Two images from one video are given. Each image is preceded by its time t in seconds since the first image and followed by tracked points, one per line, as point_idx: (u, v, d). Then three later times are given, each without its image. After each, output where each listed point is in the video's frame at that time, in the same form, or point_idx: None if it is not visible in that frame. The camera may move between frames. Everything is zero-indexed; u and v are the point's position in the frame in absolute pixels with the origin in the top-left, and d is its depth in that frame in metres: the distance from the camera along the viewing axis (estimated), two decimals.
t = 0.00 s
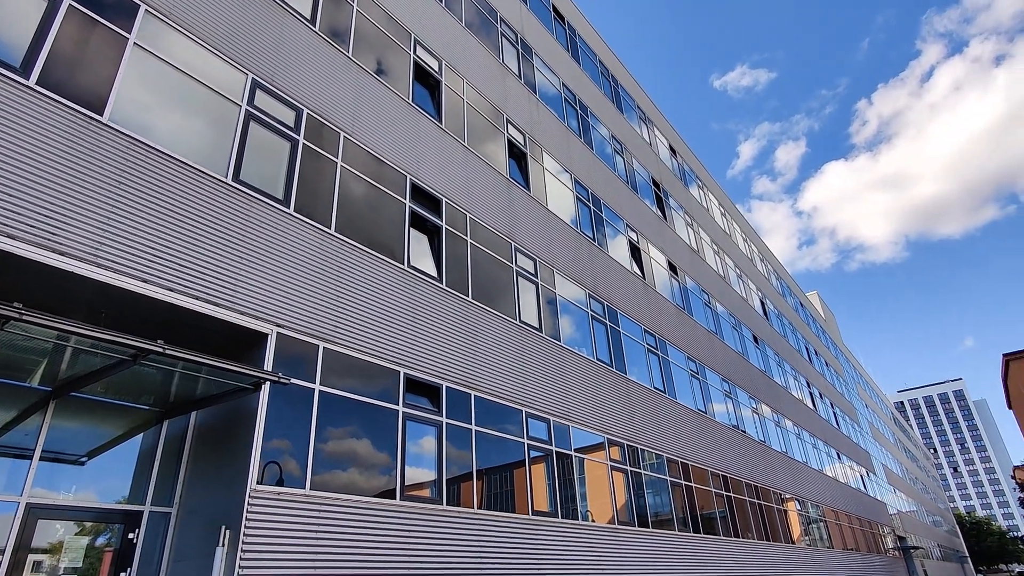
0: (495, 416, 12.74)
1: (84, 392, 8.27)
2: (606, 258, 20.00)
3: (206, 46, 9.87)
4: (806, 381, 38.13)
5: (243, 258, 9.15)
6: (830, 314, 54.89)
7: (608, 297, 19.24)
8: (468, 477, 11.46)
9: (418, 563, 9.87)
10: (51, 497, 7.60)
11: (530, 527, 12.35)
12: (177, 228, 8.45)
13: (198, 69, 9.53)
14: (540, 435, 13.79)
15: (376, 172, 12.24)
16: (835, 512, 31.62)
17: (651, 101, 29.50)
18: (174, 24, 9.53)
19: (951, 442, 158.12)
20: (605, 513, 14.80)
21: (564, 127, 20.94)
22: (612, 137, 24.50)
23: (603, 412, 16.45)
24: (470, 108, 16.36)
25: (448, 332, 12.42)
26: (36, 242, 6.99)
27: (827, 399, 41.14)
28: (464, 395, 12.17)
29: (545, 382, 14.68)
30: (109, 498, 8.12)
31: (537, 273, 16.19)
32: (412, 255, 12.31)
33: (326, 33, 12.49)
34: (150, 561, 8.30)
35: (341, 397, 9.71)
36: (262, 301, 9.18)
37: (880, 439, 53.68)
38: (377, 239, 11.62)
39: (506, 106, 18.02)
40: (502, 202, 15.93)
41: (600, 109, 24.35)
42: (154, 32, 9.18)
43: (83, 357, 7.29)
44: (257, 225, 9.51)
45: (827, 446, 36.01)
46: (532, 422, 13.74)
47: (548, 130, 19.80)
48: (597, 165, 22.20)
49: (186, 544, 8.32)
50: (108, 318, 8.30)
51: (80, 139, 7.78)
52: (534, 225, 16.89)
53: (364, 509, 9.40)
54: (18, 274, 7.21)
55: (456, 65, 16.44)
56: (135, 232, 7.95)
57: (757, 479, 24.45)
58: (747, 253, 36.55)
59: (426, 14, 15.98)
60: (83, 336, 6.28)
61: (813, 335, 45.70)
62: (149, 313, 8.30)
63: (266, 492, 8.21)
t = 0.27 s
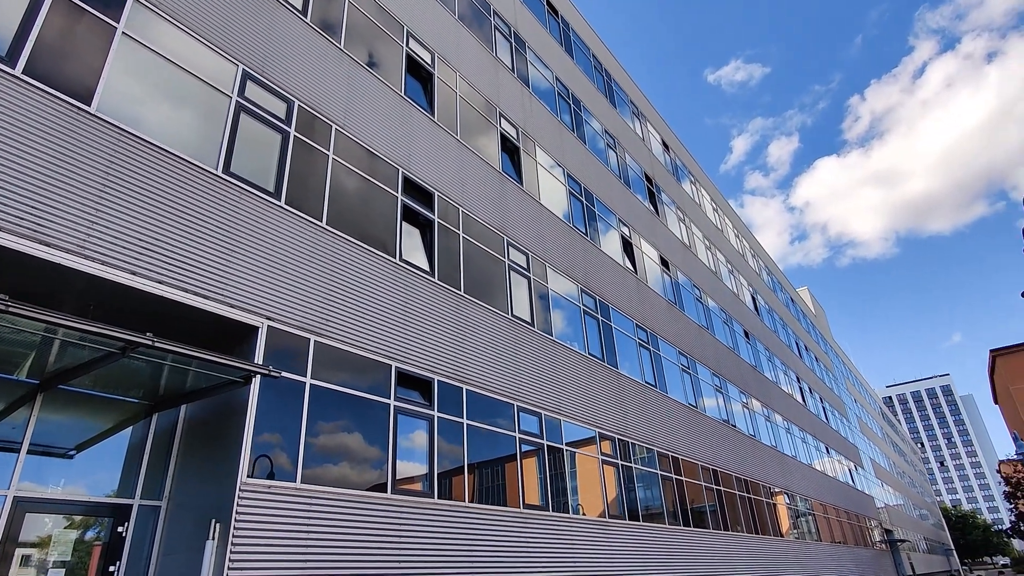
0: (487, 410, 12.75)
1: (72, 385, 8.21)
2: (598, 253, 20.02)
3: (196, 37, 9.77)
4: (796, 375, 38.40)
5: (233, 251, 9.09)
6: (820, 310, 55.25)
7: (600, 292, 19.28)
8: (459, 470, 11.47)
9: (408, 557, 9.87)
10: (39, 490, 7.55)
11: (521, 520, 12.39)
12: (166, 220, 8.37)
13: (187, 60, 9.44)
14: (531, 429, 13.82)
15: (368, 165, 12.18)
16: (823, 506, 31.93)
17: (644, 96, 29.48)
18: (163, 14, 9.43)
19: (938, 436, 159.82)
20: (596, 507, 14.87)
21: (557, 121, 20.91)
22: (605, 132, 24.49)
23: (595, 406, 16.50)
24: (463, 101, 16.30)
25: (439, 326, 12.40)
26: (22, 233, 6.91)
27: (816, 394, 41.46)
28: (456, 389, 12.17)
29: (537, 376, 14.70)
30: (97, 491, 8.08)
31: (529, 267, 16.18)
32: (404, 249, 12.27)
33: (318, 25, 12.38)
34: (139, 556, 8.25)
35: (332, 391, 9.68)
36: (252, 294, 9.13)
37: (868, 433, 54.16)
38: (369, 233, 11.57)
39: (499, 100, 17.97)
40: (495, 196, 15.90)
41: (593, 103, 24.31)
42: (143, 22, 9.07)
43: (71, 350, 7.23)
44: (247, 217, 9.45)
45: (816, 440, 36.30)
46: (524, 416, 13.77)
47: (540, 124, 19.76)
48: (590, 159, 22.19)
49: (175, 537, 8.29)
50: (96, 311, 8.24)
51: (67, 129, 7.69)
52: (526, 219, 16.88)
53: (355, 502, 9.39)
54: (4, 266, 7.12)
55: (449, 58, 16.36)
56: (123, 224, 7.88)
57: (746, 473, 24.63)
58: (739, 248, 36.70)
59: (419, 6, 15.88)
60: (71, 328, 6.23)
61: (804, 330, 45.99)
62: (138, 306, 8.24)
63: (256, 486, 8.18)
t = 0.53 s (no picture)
0: (478, 405, 12.76)
1: (60, 378, 8.14)
2: (591, 248, 20.04)
3: (186, 27, 9.67)
4: (785, 371, 38.65)
5: (223, 244, 9.02)
6: (810, 306, 55.63)
7: (591, 287, 19.30)
8: (450, 465, 11.47)
9: (399, 552, 9.86)
10: (26, 484, 7.49)
11: (512, 515, 12.42)
12: (155, 212, 8.30)
13: (177, 51, 9.34)
14: (523, 423, 13.84)
15: (360, 158, 12.12)
16: (811, 500, 32.23)
17: (637, 91, 29.47)
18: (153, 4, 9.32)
19: (925, 431, 161.52)
20: (587, 501, 14.94)
21: (550, 116, 20.88)
22: (598, 127, 24.48)
23: (586, 400, 16.55)
24: (456, 95, 16.24)
25: (431, 320, 12.38)
26: (9, 224, 6.84)
27: (806, 389, 41.79)
28: (447, 384, 12.16)
29: (528, 371, 14.72)
30: (86, 485, 8.02)
31: (521, 262, 16.18)
32: (395, 243, 12.23)
33: (309, 17, 12.28)
34: (127, 550, 8.21)
35: (322, 385, 9.65)
36: (242, 287, 9.07)
37: (856, 428, 54.67)
38: (360, 226, 11.52)
39: (491, 94, 17.91)
40: (487, 190, 15.87)
41: (586, 98, 24.29)
42: (132, 12, 8.97)
43: (58, 342, 7.16)
44: (238, 210, 9.38)
45: (805, 435, 36.59)
46: (515, 410, 13.79)
47: (533, 118, 19.72)
48: (583, 154, 22.18)
49: (164, 531, 8.24)
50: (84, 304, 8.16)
51: (54, 119, 7.60)
52: (519, 214, 16.86)
53: (345, 496, 9.37)
54: None
55: (441, 51, 16.28)
56: (111, 216, 7.80)
57: (736, 467, 24.80)
58: (730, 244, 36.85)
59: None
60: (58, 321, 6.16)
61: (794, 326, 46.29)
62: (126, 299, 8.17)
63: (246, 480, 8.15)
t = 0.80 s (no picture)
0: (467, 401, 12.76)
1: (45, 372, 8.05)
2: (581, 245, 20.07)
3: (175, 19, 9.57)
4: (773, 369, 38.94)
5: (211, 237, 8.95)
6: (798, 305, 56.03)
7: (581, 284, 19.34)
8: (439, 461, 11.47)
9: (387, 548, 9.85)
10: (12, 478, 7.40)
11: (500, 511, 12.44)
12: (142, 205, 8.22)
13: (165, 42, 9.25)
14: (512, 420, 13.85)
15: (350, 152, 12.06)
16: (797, 497, 32.52)
17: (628, 89, 29.51)
18: None
19: (910, 430, 163.34)
20: (575, 497, 14.99)
21: (542, 113, 20.86)
22: (589, 124, 24.49)
23: (575, 397, 16.59)
24: (447, 90, 16.18)
25: (421, 316, 12.35)
26: None
27: (794, 388, 42.12)
28: (437, 380, 12.15)
29: (518, 368, 14.72)
30: (71, 480, 7.95)
31: (511, 259, 16.17)
32: (385, 238, 12.18)
33: (300, 9, 12.20)
34: (112, 546, 8.13)
35: (311, 380, 9.61)
36: (231, 281, 9.00)
37: (843, 427, 55.19)
38: (350, 221, 11.47)
39: (483, 90, 17.87)
40: (478, 186, 15.84)
41: (577, 96, 24.30)
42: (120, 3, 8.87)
43: (43, 336, 7.09)
44: (226, 203, 9.31)
45: (792, 433, 36.89)
46: (504, 407, 13.80)
47: (525, 115, 19.70)
48: (574, 152, 22.19)
49: (150, 527, 8.18)
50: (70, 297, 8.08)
51: (40, 110, 7.51)
52: (509, 210, 16.84)
53: (333, 492, 9.34)
54: None
55: (433, 46, 16.21)
56: (98, 208, 7.72)
57: (724, 464, 24.97)
58: (720, 243, 37.03)
59: None
60: (42, 314, 6.09)
61: (782, 325, 46.62)
62: (113, 292, 8.10)
63: (233, 475, 8.10)
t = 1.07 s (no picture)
0: (452, 401, 12.73)
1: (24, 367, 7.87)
2: (568, 246, 20.12)
3: (161, 12, 9.46)
4: (757, 371, 39.29)
5: (195, 233, 8.85)
6: (782, 308, 56.57)
7: (568, 285, 19.38)
8: (423, 460, 11.43)
9: (370, 547, 9.82)
10: None
11: (484, 511, 12.43)
12: (125, 200, 8.11)
13: (151, 35, 9.14)
14: (497, 420, 13.85)
15: (338, 150, 11.99)
16: (779, 498, 32.84)
17: (617, 91, 29.62)
18: None
19: (890, 433, 165.53)
20: (559, 497, 15.03)
21: (530, 113, 20.88)
22: (578, 125, 24.55)
23: (560, 398, 16.63)
24: (436, 89, 16.14)
25: (406, 316, 12.30)
26: None
27: (777, 390, 42.53)
28: (422, 379, 12.11)
29: (504, 368, 14.72)
30: (48, 478, 7.81)
31: (498, 259, 16.17)
32: (372, 237, 12.13)
33: (289, 5, 12.11)
34: (90, 544, 8.02)
35: (295, 379, 9.54)
36: (214, 278, 8.91)
37: (824, 429, 55.81)
38: (337, 219, 11.40)
39: (472, 89, 17.85)
40: (466, 186, 15.82)
41: (566, 97, 24.35)
42: None
43: (21, 331, 6.97)
44: (211, 199, 9.22)
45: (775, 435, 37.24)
46: (490, 407, 13.79)
47: (514, 115, 19.71)
48: (562, 153, 22.23)
49: (129, 526, 8.08)
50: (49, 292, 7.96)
51: (21, 102, 7.38)
52: (497, 210, 16.83)
53: (316, 491, 9.28)
54: None
55: (423, 45, 16.17)
56: (80, 203, 7.61)
57: (707, 466, 25.15)
58: (706, 245, 37.30)
59: None
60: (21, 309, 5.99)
61: (766, 328, 47.05)
62: (94, 288, 7.98)
63: (215, 474, 8.02)
